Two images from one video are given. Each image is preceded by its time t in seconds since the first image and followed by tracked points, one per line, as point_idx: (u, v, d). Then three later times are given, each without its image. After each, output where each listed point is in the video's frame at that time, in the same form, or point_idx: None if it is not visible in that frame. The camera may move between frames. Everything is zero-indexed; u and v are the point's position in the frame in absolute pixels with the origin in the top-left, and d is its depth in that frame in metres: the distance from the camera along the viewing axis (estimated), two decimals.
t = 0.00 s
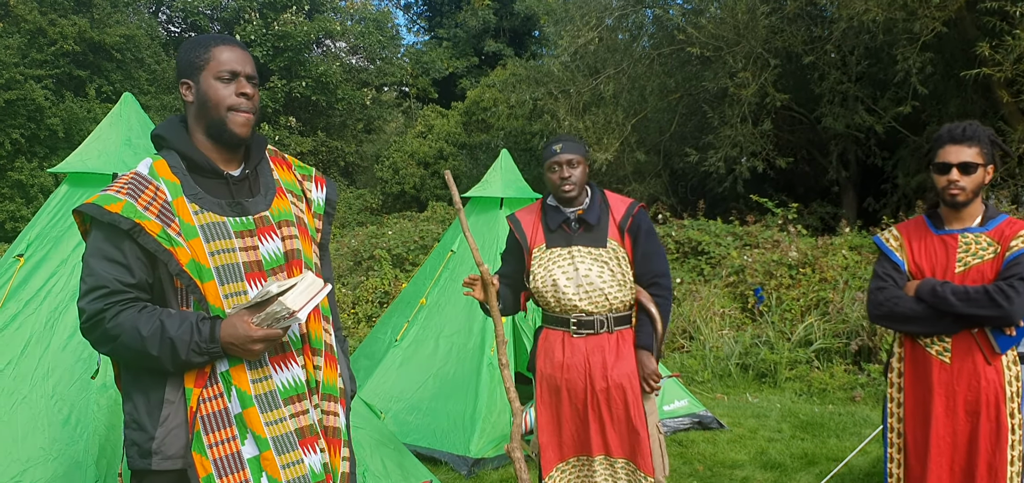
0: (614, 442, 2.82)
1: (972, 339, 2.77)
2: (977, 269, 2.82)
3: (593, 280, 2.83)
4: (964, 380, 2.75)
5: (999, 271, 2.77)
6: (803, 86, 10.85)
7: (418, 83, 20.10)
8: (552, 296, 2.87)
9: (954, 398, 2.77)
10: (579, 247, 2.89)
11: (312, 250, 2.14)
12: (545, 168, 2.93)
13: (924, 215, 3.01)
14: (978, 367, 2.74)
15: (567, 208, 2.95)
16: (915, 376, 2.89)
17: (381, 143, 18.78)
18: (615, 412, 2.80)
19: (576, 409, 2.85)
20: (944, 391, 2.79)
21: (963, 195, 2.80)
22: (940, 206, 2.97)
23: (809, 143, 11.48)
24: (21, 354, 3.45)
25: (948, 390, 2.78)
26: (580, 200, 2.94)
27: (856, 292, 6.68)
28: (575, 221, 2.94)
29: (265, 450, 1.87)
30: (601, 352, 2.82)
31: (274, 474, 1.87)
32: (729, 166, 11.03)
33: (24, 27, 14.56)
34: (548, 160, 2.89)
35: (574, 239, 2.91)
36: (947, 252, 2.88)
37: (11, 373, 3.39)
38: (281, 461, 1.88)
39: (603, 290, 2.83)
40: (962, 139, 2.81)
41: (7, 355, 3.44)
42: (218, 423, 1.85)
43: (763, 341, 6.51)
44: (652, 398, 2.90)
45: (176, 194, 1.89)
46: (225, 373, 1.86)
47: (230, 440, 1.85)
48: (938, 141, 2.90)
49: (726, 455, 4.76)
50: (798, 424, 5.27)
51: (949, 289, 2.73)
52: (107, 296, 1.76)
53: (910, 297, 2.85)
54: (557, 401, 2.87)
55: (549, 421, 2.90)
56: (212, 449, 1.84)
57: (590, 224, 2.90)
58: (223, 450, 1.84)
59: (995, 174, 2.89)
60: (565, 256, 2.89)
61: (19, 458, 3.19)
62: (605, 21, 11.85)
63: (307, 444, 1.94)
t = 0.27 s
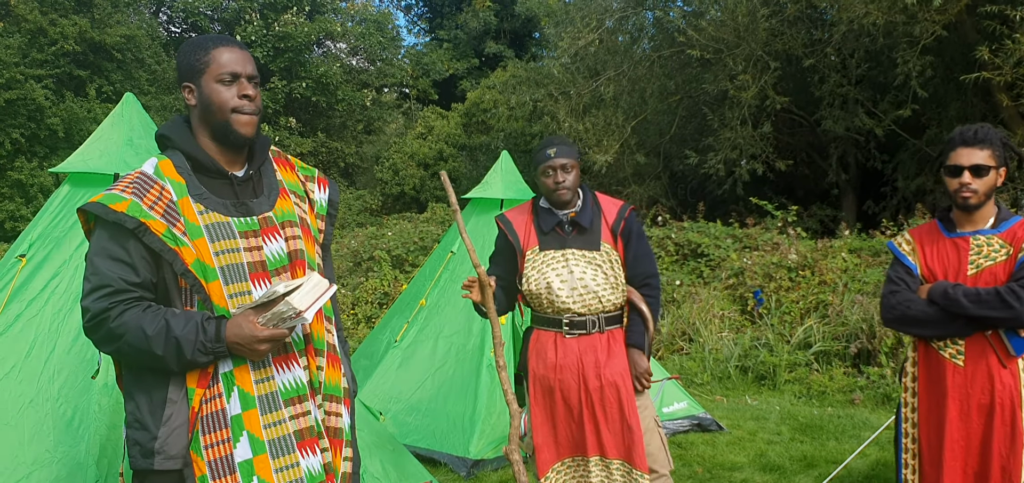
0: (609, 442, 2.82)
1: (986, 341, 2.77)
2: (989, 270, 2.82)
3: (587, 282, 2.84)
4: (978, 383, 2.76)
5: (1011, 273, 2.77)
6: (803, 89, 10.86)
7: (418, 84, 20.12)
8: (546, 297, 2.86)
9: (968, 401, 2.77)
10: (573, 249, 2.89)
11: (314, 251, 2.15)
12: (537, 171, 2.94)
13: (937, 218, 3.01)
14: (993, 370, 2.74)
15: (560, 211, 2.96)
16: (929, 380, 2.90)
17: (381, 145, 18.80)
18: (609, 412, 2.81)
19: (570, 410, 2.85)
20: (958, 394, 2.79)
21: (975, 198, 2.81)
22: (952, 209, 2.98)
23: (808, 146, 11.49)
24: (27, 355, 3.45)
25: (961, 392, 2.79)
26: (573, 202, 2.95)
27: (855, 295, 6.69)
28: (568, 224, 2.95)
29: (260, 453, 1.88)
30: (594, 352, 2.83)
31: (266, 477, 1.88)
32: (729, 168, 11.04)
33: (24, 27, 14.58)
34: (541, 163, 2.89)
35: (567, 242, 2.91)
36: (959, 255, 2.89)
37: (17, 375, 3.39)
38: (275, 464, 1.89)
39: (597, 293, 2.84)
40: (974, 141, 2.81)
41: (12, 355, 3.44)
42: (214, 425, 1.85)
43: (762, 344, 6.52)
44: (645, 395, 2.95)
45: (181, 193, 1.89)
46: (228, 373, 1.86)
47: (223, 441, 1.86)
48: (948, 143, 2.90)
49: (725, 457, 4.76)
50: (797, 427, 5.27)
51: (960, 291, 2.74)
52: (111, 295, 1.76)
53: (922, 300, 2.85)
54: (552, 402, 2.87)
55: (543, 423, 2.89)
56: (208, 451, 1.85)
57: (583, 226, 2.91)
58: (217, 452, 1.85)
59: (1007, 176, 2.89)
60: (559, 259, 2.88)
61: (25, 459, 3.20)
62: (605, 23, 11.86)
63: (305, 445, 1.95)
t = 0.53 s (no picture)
0: (605, 443, 2.81)
1: (999, 344, 2.74)
2: (1004, 273, 2.79)
3: (585, 283, 2.84)
4: (990, 387, 2.73)
5: None
6: (803, 91, 10.87)
7: (418, 85, 20.13)
8: (545, 299, 2.86)
9: (980, 404, 2.75)
10: (570, 252, 2.89)
11: (315, 252, 2.14)
12: (533, 174, 2.94)
13: (954, 222, 2.99)
14: (1006, 373, 2.71)
15: (556, 213, 2.96)
16: (942, 383, 2.88)
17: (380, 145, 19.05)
18: (605, 415, 2.80)
19: (567, 412, 2.86)
20: (970, 397, 2.77)
21: (992, 199, 2.80)
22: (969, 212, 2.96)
23: (808, 148, 11.50)
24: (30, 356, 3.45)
25: (973, 395, 2.77)
26: (569, 205, 2.95)
27: (855, 297, 6.70)
28: (564, 226, 2.95)
29: (257, 454, 1.89)
30: (592, 354, 2.84)
31: (261, 478, 1.89)
32: (728, 170, 11.04)
33: (24, 27, 14.58)
34: (537, 167, 2.90)
35: (564, 245, 2.91)
36: (974, 258, 2.87)
37: (19, 378, 3.40)
38: (270, 465, 1.90)
39: (594, 295, 2.84)
40: (987, 143, 2.81)
41: (16, 357, 3.45)
42: (211, 425, 1.86)
43: (761, 346, 6.52)
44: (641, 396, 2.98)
45: (181, 194, 1.90)
46: (226, 374, 1.87)
47: (219, 442, 1.86)
48: (961, 146, 2.91)
49: (724, 459, 4.76)
50: (796, 429, 5.28)
51: (972, 294, 2.73)
52: (111, 295, 1.77)
53: (935, 302, 2.85)
54: (550, 404, 2.87)
55: (540, 426, 2.89)
56: (203, 451, 1.84)
57: (580, 228, 2.92)
58: (212, 453, 1.85)
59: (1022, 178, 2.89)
60: (557, 261, 2.88)
61: (27, 461, 3.21)
62: (605, 25, 11.87)
63: (298, 447, 1.96)
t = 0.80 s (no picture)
0: (605, 443, 2.82)
1: (1007, 349, 2.73)
2: (1014, 277, 2.77)
3: (589, 284, 2.85)
4: (997, 391, 2.72)
5: None
6: (802, 93, 10.88)
7: (417, 86, 20.13)
8: (548, 299, 2.87)
9: (986, 408, 2.75)
10: (575, 252, 2.90)
11: (317, 253, 2.14)
12: (539, 175, 2.96)
13: (967, 224, 2.98)
14: (1012, 377, 2.70)
15: (561, 214, 2.97)
16: (949, 386, 2.88)
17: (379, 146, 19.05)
18: (608, 417, 2.81)
19: (569, 413, 2.86)
20: (977, 401, 2.77)
21: (1003, 204, 2.79)
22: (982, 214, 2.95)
23: (807, 150, 11.51)
24: (31, 361, 3.45)
25: (979, 400, 2.76)
26: (575, 205, 2.96)
27: (854, 299, 6.70)
28: (569, 226, 2.96)
29: (254, 455, 1.88)
30: (596, 356, 2.83)
31: (258, 478, 1.89)
32: (727, 172, 11.05)
33: (24, 27, 14.57)
34: (543, 167, 2.91)
35: (569, 244, 2.92)
36: (985, 262, 2.86)
37: (19, 381, 3.40)
38: (268, 466, 1.90)
39: (599, 295, 2.84)
40: (1001, 147, 2.78)
41: (18, 363, 3.45)
42: (210, 426, 1.85)
43: (760, 347, 6.52)
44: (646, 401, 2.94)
45: (181, 194, 1.89)
46: (224, 374, 1.87)
47: (218, 443, 1.86)
48: (975, 148, 2.88)
49: (723, 461, 4.77)
50: (795, 431, 5.28)
51: (979, 298, 2.72)
52: (110, 295, 1.77)
53: (943, 305, 2.84)
54: (552, 405, 2.87)
55: (541, 426, 2.89)
56: (202, 452, 1.84)
57: (585, 228, 2.93)
58: (211, 453, 1.85)
59: None
60: (561, 260, 2.89)
61: (27, 463, 3.21)
62: (605, 27, 11.87)
63: (291, 449, 1.95)
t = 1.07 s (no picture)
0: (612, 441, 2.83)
1: (1006, 350, 2.73)
2: (1014, 278, 2.77)
3: (592, 284, 2.85)
4: (996, 391, 2.72)
5: None
6: (802, 94, 10.89)
7: (417, 87, 20.11)
8: (552, 299, 2.88)
9: (985, 409, 2.75)
10: (579, 252, 2.90)
11: (318, 253, 2.14)
12: (546, 174, 2.97)
13: (967, 224, 2.98)
14: (1011, 379, 2.70)
15: (568, 213, 2.98)
16: (950, 386, 2.88)
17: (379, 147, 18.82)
18: (613, 417, 2.81)
19: (574, 414, 2.86)
20: (975, 401, 2.77)
21: (1005, 205, 2.79)
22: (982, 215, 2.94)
23: (807, 151, 11.51)
24: (30, 363, 3.45)
25: (978, 400, 2.76)
26: (581, 205, 2.97)
27: (854, 300, 6.70)
28: (575, 226, 2.96)
29: (252, 456, 1.88)
30: (599, 357, 2.83)
31: (257, 480, 1.88)
32: (727, 173, 11.06)
33: (24, 27, 14.57)
34: (550, 166, 2.93)
35: (574, 244, 2.92)
36: (985, 263, 2.86)
37: (20, 382, 3.40)
38: (265, 467, 1.90)
39: (602, 296, 2.84)
40: (1005, 149, 2.77)
41: (17, 364, 3.44)
42: (210, 427, 1.85)
43: (760, 348, 6.53)
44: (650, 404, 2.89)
45: (181, 194, 1.90)
46: (223, 375, 1.86)
47: (219, 443, 1.85)
48: (979, 149, 2.87)
49: (723, 461, 4.77)
50: (795, 432, 5.28)
51: (980, 299, 2.72)
52: (109, 295, 1.78)
53: (944, 305, 2.84)
54: (556, 405, 2.87)
55: (547, 427, 2.90)
56: (203, 452, 1.84)
57: (590, 229, 2.93)
58: (211, 453, 1.85)
59: None
60: (565, 260, 2.90)
61: (27, 463, 3.21)
62: (604, 27, 11.87)
63: (289, 450, 1.95)
